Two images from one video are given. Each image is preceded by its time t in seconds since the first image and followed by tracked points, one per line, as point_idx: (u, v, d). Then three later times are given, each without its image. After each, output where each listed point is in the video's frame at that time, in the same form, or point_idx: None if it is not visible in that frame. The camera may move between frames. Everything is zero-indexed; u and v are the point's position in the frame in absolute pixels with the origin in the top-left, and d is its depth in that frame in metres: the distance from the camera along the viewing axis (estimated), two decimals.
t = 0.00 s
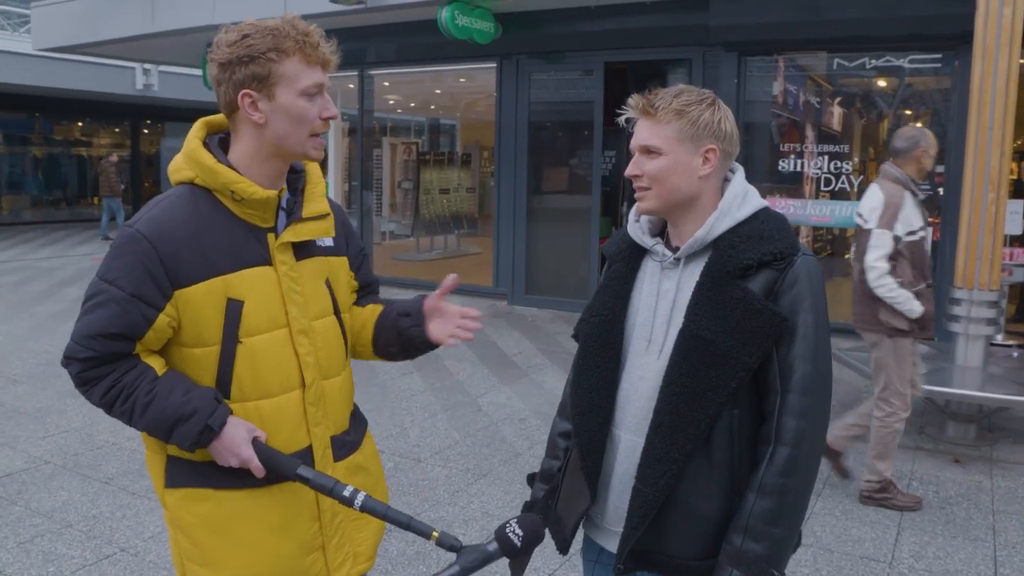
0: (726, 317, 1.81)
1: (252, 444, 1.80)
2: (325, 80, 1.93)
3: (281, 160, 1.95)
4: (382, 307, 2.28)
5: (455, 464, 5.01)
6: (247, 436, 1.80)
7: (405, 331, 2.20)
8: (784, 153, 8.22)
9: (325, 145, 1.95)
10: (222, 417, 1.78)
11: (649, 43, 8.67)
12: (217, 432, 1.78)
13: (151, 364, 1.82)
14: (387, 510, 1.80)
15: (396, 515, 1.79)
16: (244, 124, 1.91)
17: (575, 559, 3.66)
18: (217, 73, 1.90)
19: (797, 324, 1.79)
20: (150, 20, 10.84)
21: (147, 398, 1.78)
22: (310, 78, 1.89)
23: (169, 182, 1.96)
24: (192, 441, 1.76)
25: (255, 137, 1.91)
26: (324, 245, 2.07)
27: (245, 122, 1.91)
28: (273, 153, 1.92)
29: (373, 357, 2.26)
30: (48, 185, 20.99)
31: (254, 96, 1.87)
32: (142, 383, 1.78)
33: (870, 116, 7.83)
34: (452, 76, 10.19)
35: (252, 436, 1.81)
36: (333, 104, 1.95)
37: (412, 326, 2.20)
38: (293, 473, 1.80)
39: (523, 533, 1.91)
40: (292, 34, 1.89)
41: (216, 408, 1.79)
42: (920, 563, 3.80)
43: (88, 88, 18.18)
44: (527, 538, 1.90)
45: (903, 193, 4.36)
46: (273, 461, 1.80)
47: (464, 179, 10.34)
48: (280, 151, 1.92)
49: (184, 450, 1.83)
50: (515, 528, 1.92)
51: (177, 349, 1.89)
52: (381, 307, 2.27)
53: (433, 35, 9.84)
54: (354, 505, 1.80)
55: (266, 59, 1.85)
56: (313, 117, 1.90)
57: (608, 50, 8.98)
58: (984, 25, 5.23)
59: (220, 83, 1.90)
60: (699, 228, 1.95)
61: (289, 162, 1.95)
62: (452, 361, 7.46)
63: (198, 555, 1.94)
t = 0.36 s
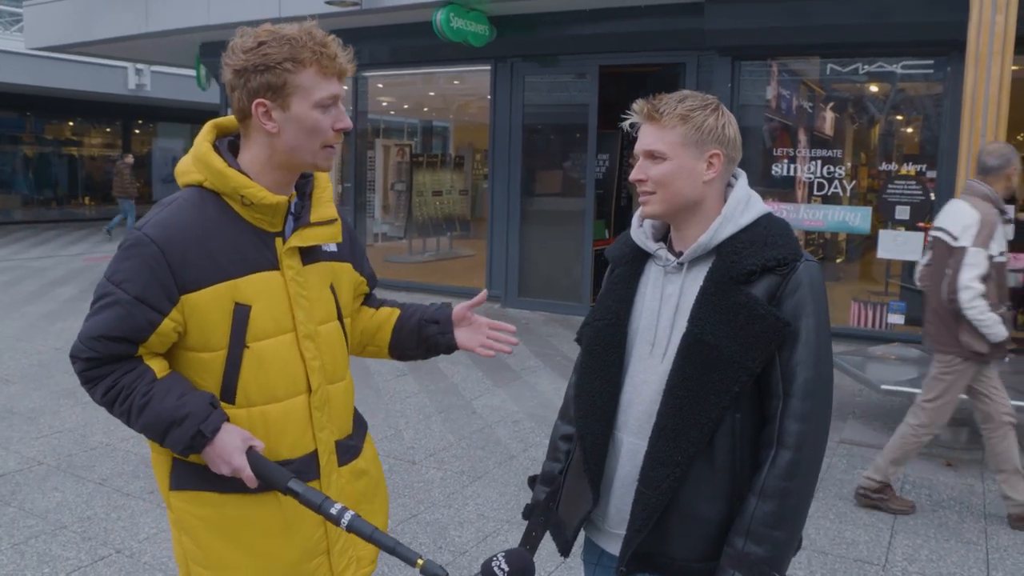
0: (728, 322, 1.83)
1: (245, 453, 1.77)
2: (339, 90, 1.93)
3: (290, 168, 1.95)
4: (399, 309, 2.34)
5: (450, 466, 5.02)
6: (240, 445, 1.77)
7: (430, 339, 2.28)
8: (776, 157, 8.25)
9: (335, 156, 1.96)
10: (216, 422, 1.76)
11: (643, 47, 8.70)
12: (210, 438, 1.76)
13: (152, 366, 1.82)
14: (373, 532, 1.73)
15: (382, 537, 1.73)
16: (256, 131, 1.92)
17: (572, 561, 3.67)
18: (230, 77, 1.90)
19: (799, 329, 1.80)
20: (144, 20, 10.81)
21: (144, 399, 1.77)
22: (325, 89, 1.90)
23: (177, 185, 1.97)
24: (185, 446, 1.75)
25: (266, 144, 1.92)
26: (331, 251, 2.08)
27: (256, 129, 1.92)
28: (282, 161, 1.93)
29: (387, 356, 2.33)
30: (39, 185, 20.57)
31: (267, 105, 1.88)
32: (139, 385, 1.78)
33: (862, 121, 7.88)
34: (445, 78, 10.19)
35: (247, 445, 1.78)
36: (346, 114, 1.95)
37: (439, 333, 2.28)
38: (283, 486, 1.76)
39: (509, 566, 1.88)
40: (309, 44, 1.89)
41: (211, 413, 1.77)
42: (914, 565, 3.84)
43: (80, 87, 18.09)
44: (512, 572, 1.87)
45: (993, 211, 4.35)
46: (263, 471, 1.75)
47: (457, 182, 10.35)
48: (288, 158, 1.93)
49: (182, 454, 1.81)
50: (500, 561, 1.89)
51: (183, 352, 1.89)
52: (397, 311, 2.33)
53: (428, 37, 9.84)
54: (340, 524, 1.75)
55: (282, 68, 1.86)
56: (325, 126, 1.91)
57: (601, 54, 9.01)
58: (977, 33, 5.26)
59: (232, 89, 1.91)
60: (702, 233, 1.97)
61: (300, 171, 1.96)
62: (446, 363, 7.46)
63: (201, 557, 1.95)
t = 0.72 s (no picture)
0: (732, 322, 1.86)
1: (254, 452, 1.78)
2: (348, 93, 1.95)
3: (299, 169, 1.97)
4: (403, 318, 2.36)
5: (446, 466, 5.03)
6: (249, 444, 1.78)
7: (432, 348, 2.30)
8: (768, 159, 8.28)
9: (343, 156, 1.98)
10: (225, 422, 1.77)
11: (636, 49, 8.72)
12: (219, 437, 1.77)
13: (161, 366, 1.83)
14: (382, 531, 1.75)
15: (391, 537, 1.75)
16: (265, 131, 1.94)
17: (569, 561, 3.68)
18: (240, 78, 1.92)
19: (802, 329, 1.83)
20: (137, 19, 10.80)
21: (154, 399, 1.78)
22: (334, 91, 1.91)
23: (187, 185, 1.98)
24: (195, 446, 1.76)
25: (275, 145, 1.94)
26: (339, 252, 2.10)
27: (265, 129, 1.93)
28: (291, 162, 1.95)
29: (389, 362, 2.35)
30: (28, 185, 20.51)
31: (276, 106, 1.90)
32: (149, 384, 1.79)
33: (853, 123, 7.93)
34: (438, 79, 10.20)
35: (256, 445, 1.80)
36: (354, 116, 1.97)
37: (442, 344, 2.30)
38: (292, 486, 1.78)
39: (519, 566, 1.89)
40: (318, 45, 1.91)
41: (220, 413, 1.78)
42: (907, 564, 3.87)
43: (70, 86, 18.02)
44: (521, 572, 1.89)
45: None
46: (273, 470, 1.77)
47: (449, 182, 10.35)
48: (297, 159, 1.94)
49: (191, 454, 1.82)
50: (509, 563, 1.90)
51: (192, 351, 1.90)
52: (401, 319, 2.34)
53: (421, 38, 9.85)
54: (350, 524, 1.77)
55: (291, 69, 1.88)
56: (333, 128, 1.92)
57: (594, 55, 9.03)
58: (969, 36, 5.32)
59: (242, 89, 1.93)
60: (705, 234, 1.99)
61: (308, 171, 1.98)
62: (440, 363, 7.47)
63: (209, 557, 1.96)
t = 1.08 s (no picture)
0: (735, 330, 1.87)
1: (262, 456, 1.79)
2: (357, 99, 1.96)
3: (306, 174, 1.98)
4: (402, 334, 2.36)
5: (440, 471, 5.03)
6: (256, 448, 1.78)
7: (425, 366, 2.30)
8: (761, 167, 8.31)
9: (353, 162, 1.98)
10: (233, 426, 1.77)
11: (630, 55, 8.75)
12: (227, 440, 1.77)
13: (168, 369, 1.83)
14: (390, 536, 1.75)
15: (400, 542, 1.75)
16: (274, 136, 1.94)
17: (564, 567, 3.69)
18: (250, 82, 1.93)
19: (805, 338, 1.84)
20: (131, 20, 10.77)
21: (161, 403, 1.78)
22: (344, 96, 1.92)
23: (194, 188, 1.98)
24: (203, 449, 1.76)
25: (284, 150, 1.94)
26: (345, 257, 2.11)
27: (274, 134, 1.94)
28: (300, 167, 1.95)
29: (383, 377, 2.36)
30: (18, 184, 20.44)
31: (285, 111, 1.90)
32: (156, 388, 1.79)
33: (846, 131, 7.97)
34: (432, 83, 10.20)
35: (264, 448, 1.80)
36: (363, 122, 1.97)
37: (437, 364, 2.29)
38: (301, 490, 1.78)
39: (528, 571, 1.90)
40: (329, 50, 1.91)
41: (228, 416, 1.78)
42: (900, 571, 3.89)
43: (62, 86, 17.95)
44: None
45: None
46: (280, 475, 1.78)
47: (442, 187, 10.34)
48: (305, 164, 1.95)
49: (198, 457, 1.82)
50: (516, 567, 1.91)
51: (197, 355, 1.91)
52: (401, 335, 2.35)
53: (416, 42, 9.86)
54: (358, 528, 1.77)
55: (300, 75, 1.88)
56: (342, 134, 1.93)
57: (589, 61, 9.05)
58: (963, 47, 5.36)
59: (252, 93, 1.94)
60: (709, 242, 2.00)
61: (317, 176, 1.98)
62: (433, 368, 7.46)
63: (211, 561, 1.95)
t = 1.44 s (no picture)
0: (735, 332, 1.87)
1: (269, 465, 1.81)
2: (351, 105, 1.95)
3: (302, 183, 1.98)
4: (394, 359, 2.35)
5: (436, 475, 5.03)
6: (264, 457, 1.81)
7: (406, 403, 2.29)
8: (753, 168, 8.33)
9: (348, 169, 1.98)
10: (241, 438, 1.79)
11: (621, 58, 8.76)
12: (235, 453, 1.79)
13: (172, 381, 1.83)
14: (401, 540, 1.79)
15: (410, 546, 1.79)
16: (269, 143, 1.95)
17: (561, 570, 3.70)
18: (246, 90, 1.94)
19: (804, 338, 1.85)
20: (121, 27, 10.76)
21: (168, 416, 1.79)
22: (337, 102, 1.92)
23: (194, 197, 1.99)
24: (210, 462, 1.77)
25: (279, 157, 1.95)
26: (346, 263, 2.11)
27: (270, 141, 1.94)
28: (294, 175, 1.95)
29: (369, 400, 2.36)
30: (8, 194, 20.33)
31: (279, 117, 1.91)
32: (162, 402, 1.79)
33: (836, 132, 8.00)
34: (423, 88, 10.20)
35: (270, 457, 1.82)
36: (359, 128, 1.97)
37: (420, 400, 2.27)
38: (308, 496, 1.80)
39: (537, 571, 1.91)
40: (322, 56, 1.91)
41: (235, 428, 1.80)
42: (897, 569, 3.90)
43: (52, 94, 17.89)
44: None
45: None
46: (289, 483, 1.80)
47: (434, 191, 10.33)
48: (300, 171, 1.94)
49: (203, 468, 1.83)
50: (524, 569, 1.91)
51: (197, 363, 1.90)
52: (392, 362, 2.34)
53: (407, 47, 9.87)
54: (368, 534, 1.81)
55: (293, 81, 1.89)
56: (337, 140, 1.93)
57: (579, 64, 9.07)
58: (953, 47, 5.39)
59: (247, 102, 1.94)
60: (708, 243, 2.01)
61: (313, 184, 1.98)
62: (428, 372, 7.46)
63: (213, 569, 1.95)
